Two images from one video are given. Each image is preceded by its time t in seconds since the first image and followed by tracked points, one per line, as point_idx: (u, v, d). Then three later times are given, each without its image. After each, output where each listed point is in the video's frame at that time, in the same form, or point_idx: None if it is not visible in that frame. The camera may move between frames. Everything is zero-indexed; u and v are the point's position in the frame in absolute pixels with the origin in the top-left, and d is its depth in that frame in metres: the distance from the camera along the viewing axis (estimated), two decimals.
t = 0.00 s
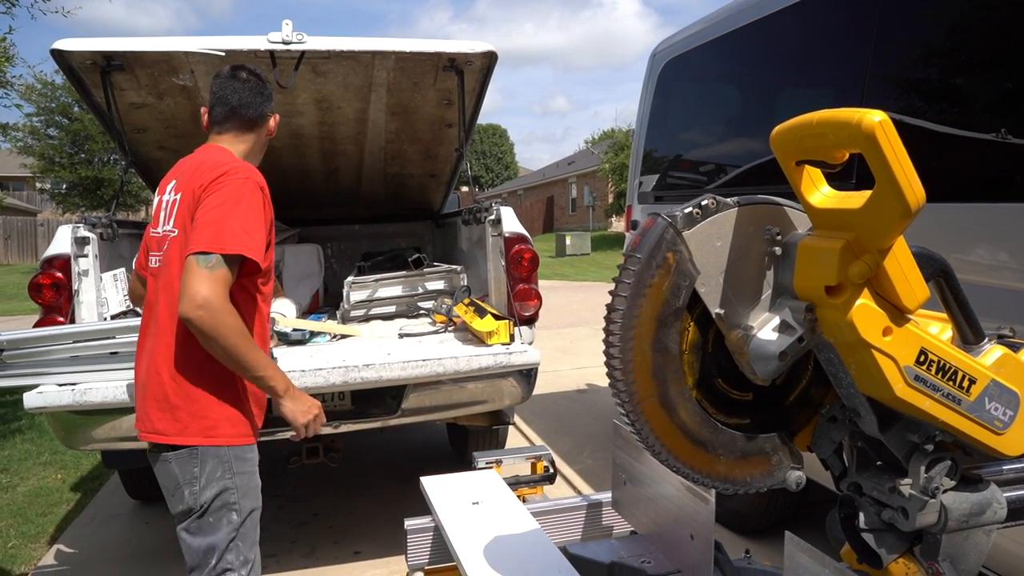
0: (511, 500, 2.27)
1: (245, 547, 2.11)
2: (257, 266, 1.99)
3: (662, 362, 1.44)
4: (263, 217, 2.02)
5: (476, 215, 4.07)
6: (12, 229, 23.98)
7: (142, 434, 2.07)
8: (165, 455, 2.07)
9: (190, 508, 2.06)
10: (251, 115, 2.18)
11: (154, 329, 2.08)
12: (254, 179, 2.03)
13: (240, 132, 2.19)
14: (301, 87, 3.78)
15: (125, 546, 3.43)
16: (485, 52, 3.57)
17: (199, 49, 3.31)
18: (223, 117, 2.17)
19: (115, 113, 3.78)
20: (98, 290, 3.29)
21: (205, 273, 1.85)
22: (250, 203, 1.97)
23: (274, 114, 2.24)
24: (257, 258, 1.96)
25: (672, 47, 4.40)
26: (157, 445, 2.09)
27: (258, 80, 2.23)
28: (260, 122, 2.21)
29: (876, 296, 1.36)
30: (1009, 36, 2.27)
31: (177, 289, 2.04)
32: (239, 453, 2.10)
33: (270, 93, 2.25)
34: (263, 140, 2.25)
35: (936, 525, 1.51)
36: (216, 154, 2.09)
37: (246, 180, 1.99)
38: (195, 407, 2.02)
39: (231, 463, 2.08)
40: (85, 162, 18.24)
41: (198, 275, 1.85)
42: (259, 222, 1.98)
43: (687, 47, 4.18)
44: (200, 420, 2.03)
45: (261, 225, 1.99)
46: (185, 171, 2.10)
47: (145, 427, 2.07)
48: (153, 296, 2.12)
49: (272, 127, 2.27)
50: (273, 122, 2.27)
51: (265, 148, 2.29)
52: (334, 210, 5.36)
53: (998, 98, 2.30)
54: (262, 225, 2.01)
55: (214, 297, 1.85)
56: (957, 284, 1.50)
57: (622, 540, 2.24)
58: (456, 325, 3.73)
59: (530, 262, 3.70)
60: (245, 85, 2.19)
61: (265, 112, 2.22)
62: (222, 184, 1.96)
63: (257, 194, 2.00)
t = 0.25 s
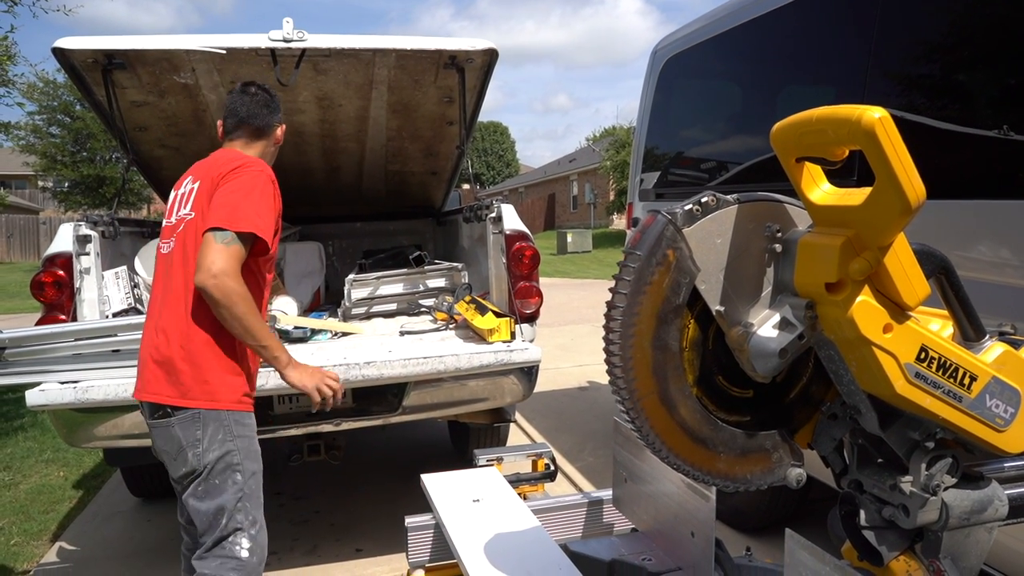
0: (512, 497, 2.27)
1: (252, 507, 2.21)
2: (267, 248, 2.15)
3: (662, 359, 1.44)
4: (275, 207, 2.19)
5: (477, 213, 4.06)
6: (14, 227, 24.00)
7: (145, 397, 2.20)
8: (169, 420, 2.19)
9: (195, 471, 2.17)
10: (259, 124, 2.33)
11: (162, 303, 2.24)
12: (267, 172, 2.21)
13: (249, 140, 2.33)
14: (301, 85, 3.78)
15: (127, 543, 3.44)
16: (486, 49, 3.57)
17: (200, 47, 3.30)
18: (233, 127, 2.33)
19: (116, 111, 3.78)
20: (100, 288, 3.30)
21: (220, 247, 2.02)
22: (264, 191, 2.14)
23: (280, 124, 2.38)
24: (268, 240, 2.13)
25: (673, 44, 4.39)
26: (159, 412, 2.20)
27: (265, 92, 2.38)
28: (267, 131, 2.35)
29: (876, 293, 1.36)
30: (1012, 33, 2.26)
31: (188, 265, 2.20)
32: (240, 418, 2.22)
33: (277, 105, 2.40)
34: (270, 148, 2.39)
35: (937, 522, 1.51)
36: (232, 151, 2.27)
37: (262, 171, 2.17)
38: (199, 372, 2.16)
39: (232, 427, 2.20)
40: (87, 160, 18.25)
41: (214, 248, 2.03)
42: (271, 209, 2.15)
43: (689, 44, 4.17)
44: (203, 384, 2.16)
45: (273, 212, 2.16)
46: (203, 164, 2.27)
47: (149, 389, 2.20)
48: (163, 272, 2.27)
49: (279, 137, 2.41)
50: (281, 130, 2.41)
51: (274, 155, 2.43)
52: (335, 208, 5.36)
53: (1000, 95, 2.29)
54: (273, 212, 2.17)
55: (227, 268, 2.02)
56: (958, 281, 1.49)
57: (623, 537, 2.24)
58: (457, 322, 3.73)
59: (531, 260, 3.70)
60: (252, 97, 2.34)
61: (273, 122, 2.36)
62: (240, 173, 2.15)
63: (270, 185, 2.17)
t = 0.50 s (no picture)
0: (512, 495, 2.28)
1: (247, 497, 2.24)
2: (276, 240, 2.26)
3: (661, 356, 1.44)
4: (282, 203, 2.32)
5: (478, 211, 4.06)
6: (16, 226, 24.03)
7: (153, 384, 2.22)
8: (174, 407, 2.22)
9: (196, 456, 2.20)
10: (249, 133, 2.40)
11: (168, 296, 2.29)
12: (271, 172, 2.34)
13: (245, 149, 2.41)
14: (302, 83, 3.78)
15: (129, 541, 3.45)
16: (487, 47, 3.56)
17: (200, 45, 3.30)
18: (226, 139, 2.40)
19: (116, 109, 3.78)
20: (100, 287, 3.30)
21: (236, 234, 2.13)
22: (272, 188, 2.26)
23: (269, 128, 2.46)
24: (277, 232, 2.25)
25: (674, 42, 4.39)
26: (163, 399, 2.24)
27: (250, 101, 2.45)
28: (259, 137, 2.43)
29: (875, 289, 1.36)
30: (1012, 30, 2.26)
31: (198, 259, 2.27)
32: (243, 407, 2.26)
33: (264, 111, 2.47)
34: (264, 153, 2.47)
35: (936, 519, 1.51)
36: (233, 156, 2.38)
37: (267, 170, 2.30)
38: (207, 359, 2.21)
39: (237, 415, 2.24)
40: (88, 159, 18.26)
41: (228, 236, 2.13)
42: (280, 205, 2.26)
43: (689, 41, 4.17)
44: (210, 371, 2.21)
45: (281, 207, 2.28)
46: (206, 167, 2.38)
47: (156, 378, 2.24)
48: (168, 267, 2.34)
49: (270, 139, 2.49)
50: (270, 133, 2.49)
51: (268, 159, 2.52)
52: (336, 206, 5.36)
53: (1001, 92, 2.29)
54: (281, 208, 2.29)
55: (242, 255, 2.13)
56: (957, 278, 1.49)
57: (623, 535, 2.24)
58: (458, 320, 3.73)
59: (532, 258, 3.70)
60: (240, 108, 2.40)
61: (263, 128, 2.44)
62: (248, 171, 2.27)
63: (276, 183, 2.29)
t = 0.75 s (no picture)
0: (510, 494, 2.28)
1: (242, 493, 2.25)
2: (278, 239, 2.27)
3: (658, 355, 1.44)
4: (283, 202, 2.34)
5: (476, 210, 4.07)
6: (13, 226, 24.00)
7: (157, 378, 2.23)
8: (177, 401, 2.21)
9: (195, 451, 2.20)
10: (241, 137, 2.41)
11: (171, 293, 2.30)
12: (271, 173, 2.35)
13: (240, 153, 2.42)
14: (299, 82, 3.78)
15: (126, 541, 3.45)
16: (485, 46, 3.56)
17: (197, 44, 3.30)
18: (218, 144, 2.41)
19: (114, 108, 3.78)
20: (96, 286, 3.29)
21: (239, 231, 2.13)
22: (274, 187, 2.26)
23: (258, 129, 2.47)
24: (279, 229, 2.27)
25: (671, 41, 4.40)
26: (166, 392, 2.22)
27: (238, 103, 2.44)
28: (250, 139, 2.44)
29: (871, 288, 1.36)
30: (1008, 30, 2.27)
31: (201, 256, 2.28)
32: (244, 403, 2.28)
33: (253, 111, 2.46)
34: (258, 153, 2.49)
35: (932, 517, 1.51)
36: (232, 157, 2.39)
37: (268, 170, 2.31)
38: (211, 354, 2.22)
39: (239, 412, 2.25)
40: (85, 158, 18.22)
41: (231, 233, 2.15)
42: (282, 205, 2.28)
43: (688, 40, 4.17)
44: (214, 366, 2.22)
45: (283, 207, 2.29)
46: (206, 168, 2.39)
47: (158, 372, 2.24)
48: (171, 264, 2.34)
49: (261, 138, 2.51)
50: (262, 132, 2.49)
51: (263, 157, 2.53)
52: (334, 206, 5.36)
53: (998, 91, 2.29)
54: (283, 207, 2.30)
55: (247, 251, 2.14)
56: (953, 276, 1.50)
57: (621, 534, 2.24)
58: (456, 319, 3.73)
59: (530, 257, 3.70)
60: (228, 113, 2.40)
61: (252, 129, 2.45)
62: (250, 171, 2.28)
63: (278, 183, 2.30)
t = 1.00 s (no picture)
0: (509, 491, 2.28)
1: (251, 488, 2.29)
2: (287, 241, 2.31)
3: (657, 352, 1.44)
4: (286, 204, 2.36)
5: (475, 208, 4.06)
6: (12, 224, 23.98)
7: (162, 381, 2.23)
8: (184, 402, 2.22)
9: (206, 448, 2.22)
10: (235, 125, 2.39)
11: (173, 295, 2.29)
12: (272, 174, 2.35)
13: (230, 141, 2.42)
14: (298, 80, 3.78)
15: (125, 540, 3.45)
16: (483, 44, 3.56)
17: (195, 42, 3.29)
18: (211, 130, 2.40)
19: (112, 107, 3.78)
20: (95, 285, 3.28)
21: (261, 244, 2.19)
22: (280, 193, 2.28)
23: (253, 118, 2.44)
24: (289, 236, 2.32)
25: (670, 39, 4.39)
26: (173, 393, 2.23)
27: (233, 89, 2.42)
28: (242, 128, 2.43)
29: (871, 285, 1.36)
30: (1007, 28, 2.27)
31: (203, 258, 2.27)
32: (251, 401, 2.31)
33: (249, 98, 2.45)
34: (251, 141, 2.48)
35: (931, 514, 1.52)
36: (225, 151, 2.36)
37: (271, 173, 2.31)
38: (218, 356, 2.23)
39: (247, 411, 2.28)
40: (83, 157, 18.20)
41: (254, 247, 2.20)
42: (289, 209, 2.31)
43: (687, 38, 4.16)
44: (221, 369, 2.23)
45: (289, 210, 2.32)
46: (200, 164, 2.34)
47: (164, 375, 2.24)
48: (170, 264, 2.32)
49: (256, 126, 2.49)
50: (255, 120, 2.48)
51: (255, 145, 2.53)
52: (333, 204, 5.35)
53: (998, 89, 2.29)
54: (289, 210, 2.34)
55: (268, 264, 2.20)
56: (952, 274, 1.50)
57: (620, 531, 2.24)
58: (455, 318, 3.73)
59: (529, 255, 3.68)
60: (223, 100, 2.38)
61: (246, 117, 2.43)
62: (254, 174, 2.27)
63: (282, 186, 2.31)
